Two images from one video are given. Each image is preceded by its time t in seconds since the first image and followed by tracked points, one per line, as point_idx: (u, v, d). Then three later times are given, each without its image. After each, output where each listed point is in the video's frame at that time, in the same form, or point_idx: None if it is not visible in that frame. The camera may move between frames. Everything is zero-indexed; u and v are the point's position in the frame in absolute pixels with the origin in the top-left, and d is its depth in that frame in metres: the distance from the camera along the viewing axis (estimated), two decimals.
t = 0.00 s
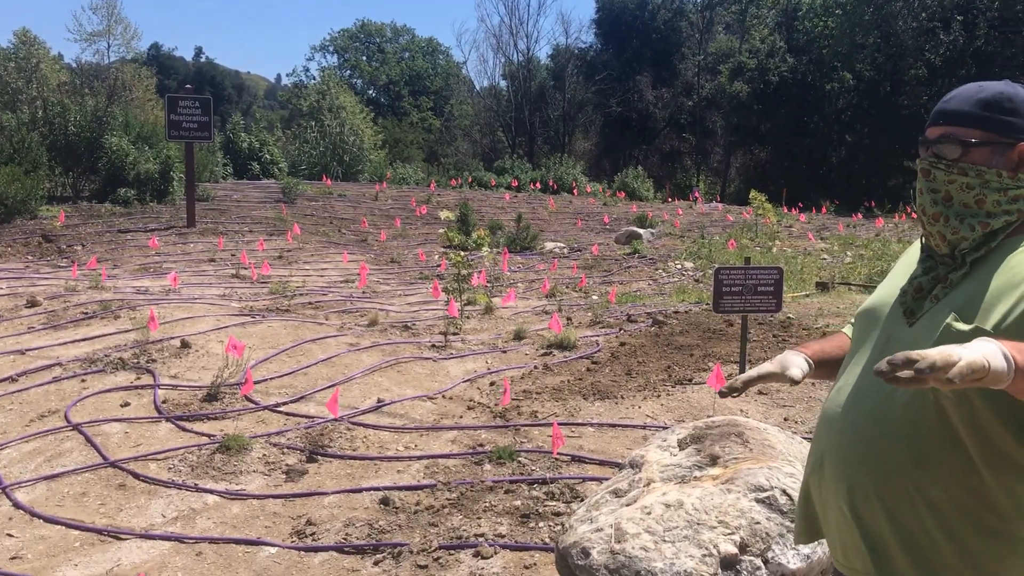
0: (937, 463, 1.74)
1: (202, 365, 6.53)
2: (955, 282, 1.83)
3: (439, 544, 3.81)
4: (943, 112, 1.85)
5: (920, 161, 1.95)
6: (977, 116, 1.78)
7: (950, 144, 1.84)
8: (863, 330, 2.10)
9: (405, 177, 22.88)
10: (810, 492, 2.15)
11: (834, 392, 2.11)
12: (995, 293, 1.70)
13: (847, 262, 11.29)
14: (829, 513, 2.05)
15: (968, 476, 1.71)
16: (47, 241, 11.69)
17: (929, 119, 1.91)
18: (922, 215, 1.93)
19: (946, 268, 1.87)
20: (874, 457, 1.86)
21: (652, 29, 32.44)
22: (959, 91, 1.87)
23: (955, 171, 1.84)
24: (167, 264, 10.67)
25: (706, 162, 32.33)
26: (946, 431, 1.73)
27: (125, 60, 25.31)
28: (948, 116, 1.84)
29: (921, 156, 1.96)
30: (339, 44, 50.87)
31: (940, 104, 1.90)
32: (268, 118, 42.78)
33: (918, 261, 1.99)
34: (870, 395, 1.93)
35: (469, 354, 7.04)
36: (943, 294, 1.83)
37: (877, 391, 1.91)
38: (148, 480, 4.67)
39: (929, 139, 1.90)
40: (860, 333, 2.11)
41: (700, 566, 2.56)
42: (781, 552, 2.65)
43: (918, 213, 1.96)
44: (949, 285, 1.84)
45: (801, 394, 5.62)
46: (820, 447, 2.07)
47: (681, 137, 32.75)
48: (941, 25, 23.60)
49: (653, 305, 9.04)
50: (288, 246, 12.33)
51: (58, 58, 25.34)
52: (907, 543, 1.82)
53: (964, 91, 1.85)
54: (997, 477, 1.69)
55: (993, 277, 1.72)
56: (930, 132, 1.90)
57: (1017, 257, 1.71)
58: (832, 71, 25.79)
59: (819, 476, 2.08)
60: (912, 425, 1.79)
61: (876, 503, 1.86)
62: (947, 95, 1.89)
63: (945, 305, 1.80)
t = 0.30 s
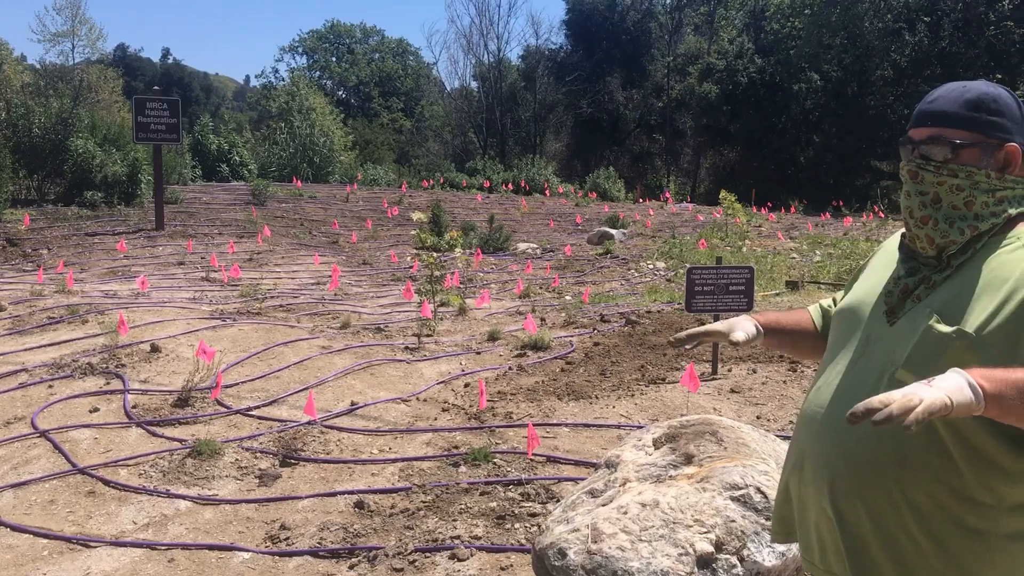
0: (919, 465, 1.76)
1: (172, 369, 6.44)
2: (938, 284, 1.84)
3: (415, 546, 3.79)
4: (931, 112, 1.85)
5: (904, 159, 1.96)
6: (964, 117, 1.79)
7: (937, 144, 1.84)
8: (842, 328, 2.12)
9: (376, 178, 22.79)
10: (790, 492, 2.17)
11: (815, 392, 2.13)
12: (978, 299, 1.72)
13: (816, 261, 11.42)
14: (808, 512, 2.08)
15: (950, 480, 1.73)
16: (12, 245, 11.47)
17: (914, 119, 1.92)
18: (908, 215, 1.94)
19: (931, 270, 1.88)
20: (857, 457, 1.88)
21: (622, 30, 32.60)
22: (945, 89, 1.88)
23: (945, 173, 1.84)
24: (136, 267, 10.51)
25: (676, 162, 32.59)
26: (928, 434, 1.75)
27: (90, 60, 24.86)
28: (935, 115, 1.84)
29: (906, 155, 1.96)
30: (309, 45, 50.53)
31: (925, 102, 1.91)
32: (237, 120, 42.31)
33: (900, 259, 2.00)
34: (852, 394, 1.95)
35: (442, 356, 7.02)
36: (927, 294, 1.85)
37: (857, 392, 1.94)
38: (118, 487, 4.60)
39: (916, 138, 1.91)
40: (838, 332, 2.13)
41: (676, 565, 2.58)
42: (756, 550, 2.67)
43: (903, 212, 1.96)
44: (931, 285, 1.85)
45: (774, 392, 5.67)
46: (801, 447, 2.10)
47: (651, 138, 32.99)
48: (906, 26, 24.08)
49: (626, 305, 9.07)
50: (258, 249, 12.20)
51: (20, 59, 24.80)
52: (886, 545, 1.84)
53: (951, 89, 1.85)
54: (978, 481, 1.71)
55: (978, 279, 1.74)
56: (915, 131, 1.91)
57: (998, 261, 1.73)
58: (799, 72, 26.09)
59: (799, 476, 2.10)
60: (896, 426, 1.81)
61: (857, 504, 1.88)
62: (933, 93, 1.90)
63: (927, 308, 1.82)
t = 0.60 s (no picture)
0: (904, 456, 1.80)
1: (139, 372, 6.34)
2: (917, 276, 1.87)
3: (391, 546, 3.78)
4: (901, 109, 1.91)
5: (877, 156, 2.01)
6: (932, 112, 1.85)
7: (909, 139, 1.89)
8: (819, 320, 2.15)
9: (340, 178, 22.69)
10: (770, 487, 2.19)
11: (794, 386, 2.16)
12: (955, 290, 1.76)
13: (779, 258, 11.59)
14: (789, 506, 2.10)
15: (934, 470, 1.78)
16: None
17: (885, 116, 1.97)
18: (885, 211, 1.97)
19: (911, 263, 1.91)
20: (840, 449, 1.91)
21: (585, 28, 32.74)
22: (912, 85, 1.94)
23: (917, 166, 1.88)
24: (98, 270, 10.33)
25: (640, 160, 32.82)
26: (912, 426, 1.79)
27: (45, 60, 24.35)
28: (905, 112, 1.90)
29: (879, 153, 2.01)
30: (269, 45, 50.07)
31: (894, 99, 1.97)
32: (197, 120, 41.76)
33: (878, 254, 2.03)
34: (832, 386, 1.98)
35: (413, 355, 7.00)
36: (907, 287, 1.87)
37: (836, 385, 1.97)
38: (86, 492, 4.52)
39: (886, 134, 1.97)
40: (817, 324, 2.16)
41: (654, 559, 2.60)
42: (732, 542, 2.69)
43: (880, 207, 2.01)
44: (911, 279, 1.87)
45: (742, 386, 5.75)
46: (781, 440, 2.13)
47: (615, 136, 33.22)
48: (864, 25, 24.44)
49: (594, 302, 9.13)
50: (223, 250, 12.06)
51: None
52: (870, 537, 1.87)
53: (918, 85, 1.91)
54: (960, 470, 1.76)
55: (955, 271, 1.78)
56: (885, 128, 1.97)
57: (972, 251, 1.78)
58: (760, 71, 26.41)
59: (779, 470, 2.13)
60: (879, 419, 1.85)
61: (840, 496, 1.91)
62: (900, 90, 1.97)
63: (906, 300, 1.85)
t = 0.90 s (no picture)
0: (904, 442, 1.83)
1: (114, 372, 6.26)
2: (912, 264, 1.89)
3: (378, 542, 3.77)
4: (892, 102, 1.94)
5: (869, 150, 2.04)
6: (925, 104, 1.88)
7: (903, 131, 1.92)
8: (813, 313, 2.16)
9: (308, 174, 22.66)
10: (767, 474, 2.21)
11: (788, 375, 2.18)
12: (951, 274, 1.79)
13: (750, 250, 11.70)
14: (786, 493, 2.14)
15: (936, 457, 1.80)
16: None
17: (876, 109, 2.00)
18: (878, 203, 1.99)
19: (905, 251, 1.93)
20: (837, 438, 1.94)
21: (552, 23, 32.73)
22: (897, 79, 1.99)
23: (911, 158, 1.90)
24: (66, 269, 10.17)
25: (608, 155, 32.92)
26: (912, 412, 1.82)
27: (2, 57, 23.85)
28: (896, 104, 1.93)
29: (870, 146, 2.04)
30: (233, 40, 49.52)
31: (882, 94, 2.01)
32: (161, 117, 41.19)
33: (870, 244, 2.05)
34: (829, 374, 2.01)
35: (391, 351, 6.97)
36: (903, 274, 1.89)
37: (833, 376, 1.99)
38: (65, 493, 4.45)
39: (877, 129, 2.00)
40: (809, 316, 2.18)
41: (644, 548, 2.62)
42: (721, 531, 2.71)
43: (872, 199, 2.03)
44: (907, 266, 1.90)
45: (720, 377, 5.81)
46: (778, 430, 2.15)
47: (583, 131, 33.38)
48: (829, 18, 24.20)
49: (569, 296, 9.16)
50: (193, 248, 11.91)
51: None
52: (867, 522, 1.91)
53: (904, 79, 1.96)
54: (960, 455, 1.78)
55: (951, 255, 1.81)
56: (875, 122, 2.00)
57: (965, 235, 1.82)
58: (727, 64, 26.60)
59: (778, 459, 2.15)
60: (878, 405, 1.87)
61: (840, 482, 1.94)
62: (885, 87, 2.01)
63: (903, 283, 1.88)
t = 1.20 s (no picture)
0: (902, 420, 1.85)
1: (92, 364, 6.18)
2: (908, 247, 1.90)
3: (366, 531, 3.76)
4: (882, 84, 1.93)
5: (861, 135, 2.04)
6: (914, 86, 1.87)
7: (892, 115, 1.92)
8: (809, 293, 2.19)
9: (282, 165, 22.44)
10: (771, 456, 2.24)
11: (787, 357, 2.20)
12: (945, 260, 1.80)
13: (727, 237, 11.77)
14: (788, 475, 2.16)
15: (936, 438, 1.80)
16: None
17: (865, 91, 1.99)
18: (872, 184, 2.00)
19: (900, 232, 1.94)
20: (837, 416, 1.96)
21: (525, 12, 32.63)
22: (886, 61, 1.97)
23: (902, 140, 1.91)
24: (39, 261, 10.02)
25: (582, 144, 32.94)
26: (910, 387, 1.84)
27: None
28: (885, 87, 1.92)
29: (861, 127, 2.04)
30: (202, 30, 48.89)
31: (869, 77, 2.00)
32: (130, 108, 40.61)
33: (867, 225, 2.06)
34: (826, 353, 2.03)
35: (372, 341, 6.94)
36: (898, 258, 1.91)
37: (829, 356, 2.01)
38: (46, 487, 4.39)
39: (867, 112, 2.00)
40: (807, 298, 2.20)
41: (638, 533, 2.63)
42: (712, 514, 2.72)
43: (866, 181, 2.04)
44: (902, 249, 1.91)
45: (702, 363, 5.85)
46: (779, 412, 2.18)
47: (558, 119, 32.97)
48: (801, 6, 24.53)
49: (548, 285, 9.16)
50: (167, 239, 11.77)
51: None
52: (869, 501, 1.93)
53: (892, 60, 1.94)
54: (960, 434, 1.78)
55: (945, 236, 1.83)
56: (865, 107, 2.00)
57: (960, 221, 1.82)
58: (700, 53, 26.66)
59: (780, 441, 2.18)
60: (876, 383, 1.89)
61: (841, 462, 1.96)
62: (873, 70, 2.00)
63: (898, 269, 1.89)
